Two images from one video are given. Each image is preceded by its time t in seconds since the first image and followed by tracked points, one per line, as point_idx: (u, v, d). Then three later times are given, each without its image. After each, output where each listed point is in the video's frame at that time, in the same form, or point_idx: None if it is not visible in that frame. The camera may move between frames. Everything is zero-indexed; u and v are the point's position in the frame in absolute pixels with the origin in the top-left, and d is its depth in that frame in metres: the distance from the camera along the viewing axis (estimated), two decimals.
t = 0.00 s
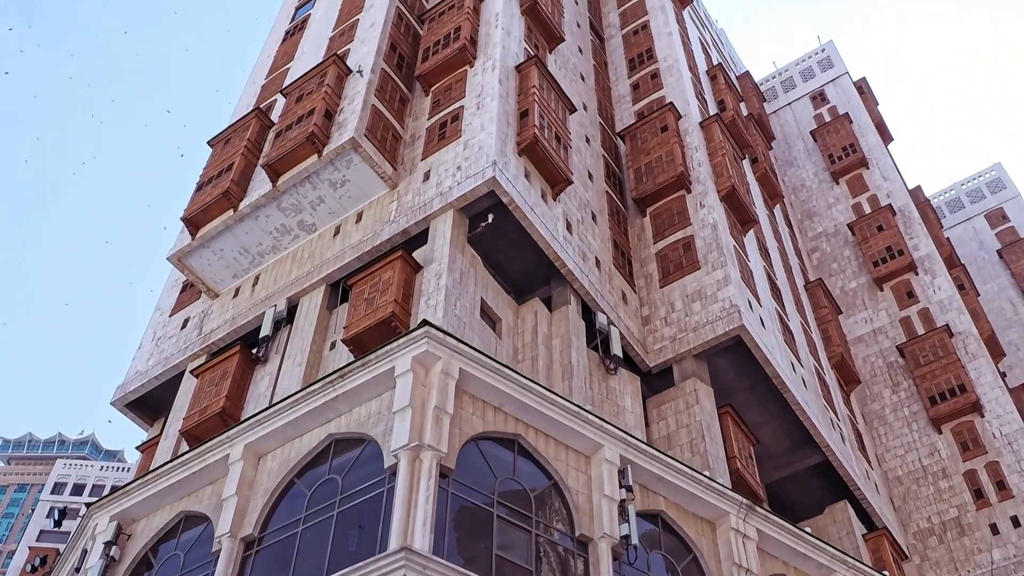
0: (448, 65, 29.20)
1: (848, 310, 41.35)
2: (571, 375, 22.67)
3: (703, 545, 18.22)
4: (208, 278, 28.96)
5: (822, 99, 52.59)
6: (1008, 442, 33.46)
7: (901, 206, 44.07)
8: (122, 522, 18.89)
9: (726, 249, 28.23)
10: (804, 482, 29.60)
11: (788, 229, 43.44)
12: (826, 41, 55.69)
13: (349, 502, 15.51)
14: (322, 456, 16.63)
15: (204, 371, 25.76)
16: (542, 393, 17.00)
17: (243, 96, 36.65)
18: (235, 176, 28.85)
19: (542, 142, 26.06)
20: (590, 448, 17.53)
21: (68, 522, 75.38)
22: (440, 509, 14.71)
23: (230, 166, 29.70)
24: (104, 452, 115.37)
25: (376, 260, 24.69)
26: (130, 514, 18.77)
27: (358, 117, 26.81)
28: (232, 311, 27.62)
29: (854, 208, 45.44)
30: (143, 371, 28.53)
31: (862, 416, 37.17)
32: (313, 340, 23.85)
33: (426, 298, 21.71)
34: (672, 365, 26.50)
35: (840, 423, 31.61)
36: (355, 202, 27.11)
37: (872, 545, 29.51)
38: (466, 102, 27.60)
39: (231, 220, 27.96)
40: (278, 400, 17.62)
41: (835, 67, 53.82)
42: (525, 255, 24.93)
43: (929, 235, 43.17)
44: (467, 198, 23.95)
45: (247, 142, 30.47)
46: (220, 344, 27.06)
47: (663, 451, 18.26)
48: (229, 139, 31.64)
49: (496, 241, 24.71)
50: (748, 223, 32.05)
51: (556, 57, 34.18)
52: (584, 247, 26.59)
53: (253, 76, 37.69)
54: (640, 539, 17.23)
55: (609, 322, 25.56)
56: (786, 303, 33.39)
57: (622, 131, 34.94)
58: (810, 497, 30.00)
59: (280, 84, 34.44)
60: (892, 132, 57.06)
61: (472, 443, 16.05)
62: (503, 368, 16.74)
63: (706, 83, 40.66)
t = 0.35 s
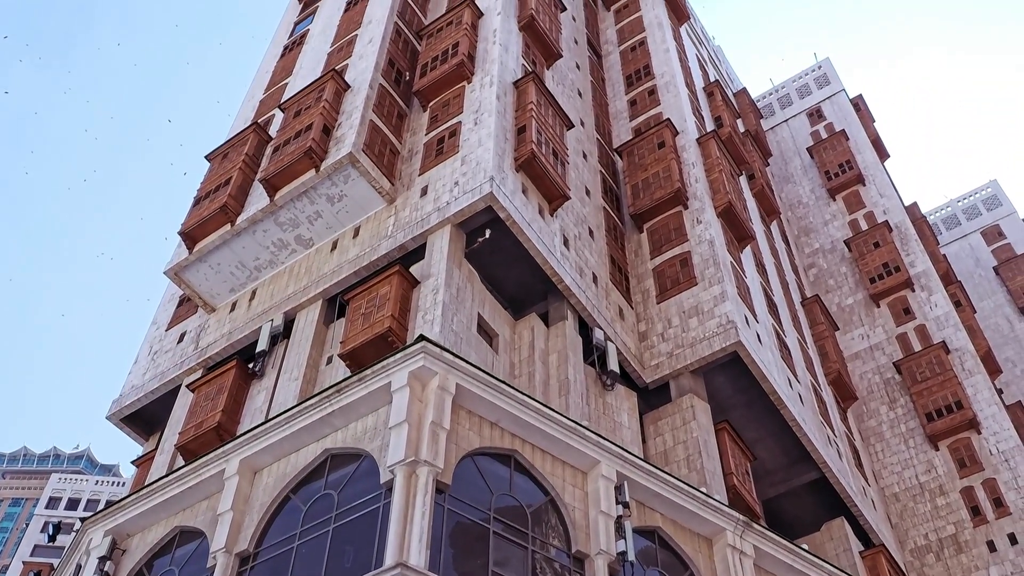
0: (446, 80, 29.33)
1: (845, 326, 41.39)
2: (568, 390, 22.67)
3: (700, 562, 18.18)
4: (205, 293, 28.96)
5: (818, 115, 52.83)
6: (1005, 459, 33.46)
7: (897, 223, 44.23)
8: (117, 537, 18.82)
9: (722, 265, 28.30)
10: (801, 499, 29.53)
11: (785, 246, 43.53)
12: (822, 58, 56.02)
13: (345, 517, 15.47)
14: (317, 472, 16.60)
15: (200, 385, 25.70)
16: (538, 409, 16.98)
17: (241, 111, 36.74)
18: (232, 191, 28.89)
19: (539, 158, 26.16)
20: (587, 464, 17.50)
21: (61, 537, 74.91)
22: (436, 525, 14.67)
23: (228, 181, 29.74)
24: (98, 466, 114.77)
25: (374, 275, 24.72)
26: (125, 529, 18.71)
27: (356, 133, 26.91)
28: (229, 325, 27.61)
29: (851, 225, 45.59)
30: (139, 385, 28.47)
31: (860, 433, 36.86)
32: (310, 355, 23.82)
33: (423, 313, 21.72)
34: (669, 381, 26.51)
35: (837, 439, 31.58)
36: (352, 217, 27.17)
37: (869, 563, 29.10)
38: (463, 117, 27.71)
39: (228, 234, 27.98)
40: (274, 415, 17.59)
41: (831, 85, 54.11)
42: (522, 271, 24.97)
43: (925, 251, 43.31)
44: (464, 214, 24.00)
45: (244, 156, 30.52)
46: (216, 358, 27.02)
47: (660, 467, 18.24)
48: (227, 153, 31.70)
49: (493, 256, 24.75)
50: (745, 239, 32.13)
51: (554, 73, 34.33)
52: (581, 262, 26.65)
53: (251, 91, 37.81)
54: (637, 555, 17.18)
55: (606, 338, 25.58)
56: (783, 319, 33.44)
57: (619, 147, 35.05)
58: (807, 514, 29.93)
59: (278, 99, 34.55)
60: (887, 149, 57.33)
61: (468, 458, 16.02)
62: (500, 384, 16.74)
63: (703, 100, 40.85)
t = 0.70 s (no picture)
0: (445, 94, 29.43)
1: (843, 340, 41.40)
2: (566, 404, 22.65)
3: None
4: (203, 305, 28.95)
5: (816, 129, 53.01)
6: (1004, 473, 33.42)
7: (895, 236, 44.34)
8: (114, 550, 18.76)
9: (720, 278, 28.33)
10: (799, 513, 29.47)
11: (783, 259, 43.59)
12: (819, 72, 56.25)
13: (342, 530, 15.44)
14: (315, 485, 16.56)
15: (197, 398, 25.65)
16: (536, 422, 16.95)
17: (240, 123, 36.81)
18: (231, 204, 28.91)
19: (537, 171, 26.23)
20: (585, 478, 17.48)
21: (57, 549, 74.55)
22: (434, 538, 14.64)
23: (227, 193, 29.77)
24: (95, 479, 114.34)
25: (372, 287, 24.73)
26: (121, 542, 18.65)
27: (354, 146, 26.97)
28: (227, 338, 27.60)
29: (849, 238, 45.69)
30: (136, 397, 28.43)
31: (857, 447, 36.91)
32: (308, 368, 23.79)
33: (421, 326, 21.73)
34: (667, 394, 26.50)
35: (836, 453, 31.53)
36: (350, 230, 27.20)
37: None
38: (462, 131, 27.78)
39: (227, 247, 28.00)
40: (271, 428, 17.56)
41: (829, 99, 54.33)
42: (520, 283, 24.99)
43: (923, 265, 43.37)
44: (463, 227, 24.03)
45: (243, 169, 30.55)
46: (214, 371, 26.99)
47: (659, 481, 18.25)
48: (225, 166, 31.74)
49: (491, 269, 24.78)
50: (743, 252, 32.16)
51: (552, 87, 34.44)
52: (579, 275, 26.67)
53: (250, 104, 37.91)
54: (635, 569, 17.20)
55: (604, 351, 25.58)
56: (781, 332, 33.45)
57: (618, 160, 35.13)
58: (805, 528, 29.86)
59: (277, 112, 34.63)
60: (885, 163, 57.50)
61: (466, 471, 16.00)
62: (497, 397, 16.72)
63: (702, 113, 41.00)
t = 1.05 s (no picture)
0: (444, 105, 29.52)
1: (842, 352, 41.41)
2: (564, 416, 22.65)
3: None
4: (202, 316, 28.95)
5: (815, 141, 53.18)
6: (1004, 486, 33.38)
7: (894, 248, 44.43)
8: (111, 562, 18.70)
9: (719, 290, 28.37)
10: (799, 525, 29.40)
11: (781, 271, 43.65)
12: (818, 85, 56.46)
13: (341, 542, 15.42)
14: (313, 497, 16.54)
15: (195, 409, 25.61)
16: (535, 434, 16.95)
17: (240, 135, 36.88)
18: (230, 215, 28.95)
19: (536, 183, 26.28)
20: (583, 490, 17.46)
21: (54, 562, 74.18)
22: (433, 550, 14.61)
23: (226, 205, 29.80)
24: (93, 491, 114.00)
25: (371, 298, 24.75)
26: (119, 554, 18.59)
27: (354, 157, 27.04)
28: (225, 349, 27.60)
29: (847, 250, 45.77)
30: (135, 409, 28.38)
31: (857, 459, 36.86)
32: (306, 380, 23.78)
33: (420, 337, 21.73)
34: (665, 406, 26.49)
35: (835, 465, 31.48)
36: (350, 241, 27.24)
37: None
38: (461, 142, 27.85)
39: (226, 258, 28.03)
40: (269, 439, 17.53)
41: (827, 111, 54.50)
42: (519, 295, 25.03)
43: (922, 277, 43.43)
44: (461, 238, 24.07)
45: (242, 181, 30.59)
46: (213, 382, 26.97)
47: (658, 493, 18.25)
48: (225, 177, 31.79)
49: (489, 280, 24.84)
50: (742, 264, 32.19)
51: (551, 99, 34.55)
52: (578, 287, 26.71)
53: (250, 115, 38.00)
54: None
55: (603, 363, 25.57)
56: (780, 344, 33.46)
57: (617, 172, 35.20)
58: (805, 541, 29.78)
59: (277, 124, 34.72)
60: (883, 174, 57.64)
61: (464, 483, 15.98)
62: (496, 409, 16.71)
63: (700, 125, 41.14)
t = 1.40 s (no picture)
0: (444, 116, 29.60)
1: (841, 362, 41.40)
2: (564, 426, 22.63)
3: None
4: (201, 326, 28.95)
5: (814, 152, 53.30)
6: (1004, 497, 33.35)
7: (893, 258, 44.48)
8: (109, 573, 18.65)
9: (719, 300, 28.39)
10: (799, 536, 29.31)
11: (781, 281, 43.69)
12: (817, 95, 56.62)
13: (340, 553, 15.39)
14: (312, 508, 16.51)
15: (194, 420, 25.57)
16: (534, 444, 16.93)
17: (240, 145, 36.95)
18: (230, 225, 28.98)
19: (536, 193, 26.33)
20: (583, 500, 17.43)
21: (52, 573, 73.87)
22: (432, 561, 14.58)
23: (226, 215, 29.82)
24: (92, 502, 113.73)
25: (370, 309, 24.77)
26: (117, 565, 18.54)
27: (353, 167, 27.09)
28: (225, 359, 27.59)
29: (847, 260, 45.83)
30: (134, 419, 28.34)
31: (857, 470, 36.79)
32: (306, 390, 23.76)
33: (419, 347, 21.72)
34: (665, 416, 26.46)
35: (835, 475, 31.42)
36: (349, 251, 27.27)
37: None
38: (461, 153, 27.90)
39: (225, 268, 28.05)
40: (268, 450, 17.50)
41: (826, 122, 54.64)
42: (519, 305, 25.05)
43: (922, 288, 43.45)
44: (461, 248, 24.09)
45: (242, 191, 30.64)
46: (212, 393, 26.94)
47: (657, 504, 18.26)
48: (224, 187, 31.82)
49: (490, 290, 24.85)
50: (742, 274, 32.22)
51: (551, 109, 34.64)
52: (578, 297, 26.72)
53: (250, 126, 38.07)
54: None
55: (603, 373, 25.56)
56: (780, 354, 33.45)
57: (616, 183, 35.26)
58: (805, 551, 29.68)
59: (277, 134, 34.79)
60: (882, 185, 57.74)
61: (464, 494, 15.95)
62: (496, 419, 16.70)
63: (700, 136, 41.23)
